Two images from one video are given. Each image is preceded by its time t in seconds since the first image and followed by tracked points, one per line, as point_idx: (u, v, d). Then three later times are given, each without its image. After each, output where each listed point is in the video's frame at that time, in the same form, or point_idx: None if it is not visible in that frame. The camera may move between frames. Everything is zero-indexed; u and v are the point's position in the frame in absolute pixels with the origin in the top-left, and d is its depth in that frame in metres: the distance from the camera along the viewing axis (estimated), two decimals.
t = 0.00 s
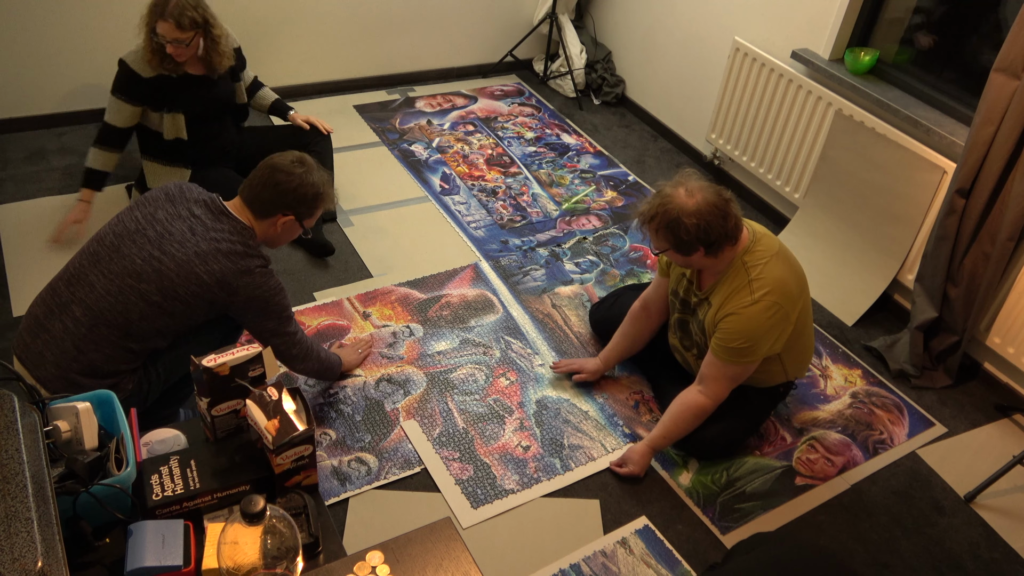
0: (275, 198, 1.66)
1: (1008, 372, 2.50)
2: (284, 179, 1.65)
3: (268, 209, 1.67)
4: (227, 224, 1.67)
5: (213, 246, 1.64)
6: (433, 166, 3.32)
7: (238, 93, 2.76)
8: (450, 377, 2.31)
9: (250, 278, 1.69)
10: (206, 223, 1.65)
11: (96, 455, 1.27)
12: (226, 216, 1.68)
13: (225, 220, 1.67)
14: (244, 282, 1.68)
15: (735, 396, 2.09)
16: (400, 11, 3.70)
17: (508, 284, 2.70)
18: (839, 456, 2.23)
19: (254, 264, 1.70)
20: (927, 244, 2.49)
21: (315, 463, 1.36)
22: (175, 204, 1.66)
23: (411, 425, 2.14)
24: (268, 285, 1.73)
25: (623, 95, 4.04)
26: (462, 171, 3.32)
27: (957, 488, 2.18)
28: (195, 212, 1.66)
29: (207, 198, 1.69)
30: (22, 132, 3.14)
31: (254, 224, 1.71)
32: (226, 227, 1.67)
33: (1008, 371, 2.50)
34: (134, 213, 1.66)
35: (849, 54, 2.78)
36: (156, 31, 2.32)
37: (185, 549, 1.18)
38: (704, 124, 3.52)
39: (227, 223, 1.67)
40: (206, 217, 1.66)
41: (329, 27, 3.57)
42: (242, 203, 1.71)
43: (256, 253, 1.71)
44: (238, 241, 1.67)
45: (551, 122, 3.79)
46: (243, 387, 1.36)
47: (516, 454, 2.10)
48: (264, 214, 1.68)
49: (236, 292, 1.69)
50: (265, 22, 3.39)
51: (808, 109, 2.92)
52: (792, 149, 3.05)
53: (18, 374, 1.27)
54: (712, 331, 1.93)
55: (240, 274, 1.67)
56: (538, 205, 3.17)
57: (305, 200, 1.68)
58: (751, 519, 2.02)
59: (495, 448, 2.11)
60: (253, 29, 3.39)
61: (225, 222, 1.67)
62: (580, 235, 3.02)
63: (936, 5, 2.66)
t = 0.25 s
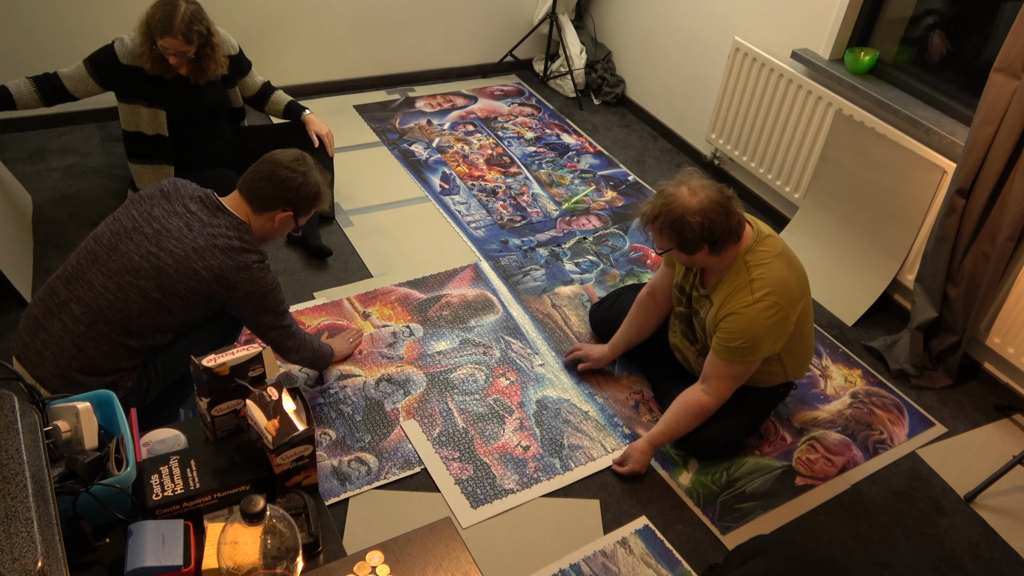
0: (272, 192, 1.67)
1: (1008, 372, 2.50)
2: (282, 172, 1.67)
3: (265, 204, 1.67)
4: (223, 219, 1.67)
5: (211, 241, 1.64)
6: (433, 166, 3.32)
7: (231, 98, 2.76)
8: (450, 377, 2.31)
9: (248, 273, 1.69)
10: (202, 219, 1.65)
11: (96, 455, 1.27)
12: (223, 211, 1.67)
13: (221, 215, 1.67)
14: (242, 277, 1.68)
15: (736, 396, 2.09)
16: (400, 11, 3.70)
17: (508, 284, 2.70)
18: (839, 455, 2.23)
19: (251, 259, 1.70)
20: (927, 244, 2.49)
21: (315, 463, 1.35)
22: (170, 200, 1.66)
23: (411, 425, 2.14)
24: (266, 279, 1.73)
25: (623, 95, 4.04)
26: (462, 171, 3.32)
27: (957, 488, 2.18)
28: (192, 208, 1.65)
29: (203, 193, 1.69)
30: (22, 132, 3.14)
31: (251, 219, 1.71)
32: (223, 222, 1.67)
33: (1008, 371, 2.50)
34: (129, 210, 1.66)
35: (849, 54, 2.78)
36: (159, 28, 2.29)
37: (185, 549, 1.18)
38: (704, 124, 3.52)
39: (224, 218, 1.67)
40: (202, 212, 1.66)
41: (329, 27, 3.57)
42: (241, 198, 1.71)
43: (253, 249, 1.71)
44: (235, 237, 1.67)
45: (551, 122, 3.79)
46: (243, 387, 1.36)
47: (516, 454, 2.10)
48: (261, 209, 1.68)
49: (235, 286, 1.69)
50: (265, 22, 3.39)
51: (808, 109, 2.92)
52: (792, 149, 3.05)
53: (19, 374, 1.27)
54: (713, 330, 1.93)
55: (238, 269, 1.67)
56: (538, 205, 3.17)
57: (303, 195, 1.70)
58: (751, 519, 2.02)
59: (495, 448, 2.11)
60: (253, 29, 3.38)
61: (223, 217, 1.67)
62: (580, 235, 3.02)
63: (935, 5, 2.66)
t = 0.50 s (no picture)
0: (279, 209, 1.63)
1: (1007, 372, 2.50)
2: (290, 189, 1.64)
3: (271, 220, 1.63)
4: (230, 239, 1.62)
5: (206, 260, 1.60)
6: (433, 166, 3.32)
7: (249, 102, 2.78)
8: (450, 377, 2.31)
9: (238, 299, 1.62)
10: (207, 235, 1.62)
11: (96, 455, 1.28)
12: (231, 229, 1.63)
13: (230, 235, 1.63)
14: (230, 302, 1.61)
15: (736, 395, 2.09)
16: (400, 11, 3.71)
17: (508, 285, 2.70)
18: (839, 456, 2.23)
19: (244, 285, 1.62)
20: (928, 243, 2.49)
21: (315, 463, 1.36)
22: (184, 214, 1.65)
23: (411, 425, 2.14)
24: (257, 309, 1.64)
25: (623, 95, 4.04)
26: (462, 171, 3.32)
27: (957, 488, 2.18)
28: (202, 224, 1.63)
29: (218, 211, 1.66)
30: (22, 132, 3.14)
31: (256, 237, 1.66)
32: (228, 243, 1.62)
33: (1007, 371, 2.50)
34: (143, 220, 1.67)
35: (849, 54, 2.78)
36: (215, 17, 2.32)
37: (185, 549, 1.18)
38: (704, 124, 3.52)
39: (231, 239, 1.63)
40: (209, 229, 1.63)
41: (329, 27, 3.57)
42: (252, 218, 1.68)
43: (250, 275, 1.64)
44: (235, 258, 1.61)
45: (551, 122, 3.79)
46: (243, 387, 1.35)
47: (515, 454, 2.10)
48: (268, 227, 1.64)
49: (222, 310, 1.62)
50: (266, 22, 3.40)
51: (808, 109, 2.92)
52: (792, 149, 3.05)
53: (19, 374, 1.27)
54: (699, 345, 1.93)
55: (226, 292, 1.60)
56: (538, 205, 3.17)
57: (310, 211, 1.63)
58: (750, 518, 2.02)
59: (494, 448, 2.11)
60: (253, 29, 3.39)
61: (228, 236, 1.63)
62: (580, 235, 3.02)
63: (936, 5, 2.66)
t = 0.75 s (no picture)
0: (253, 204, 1.60)
1: (1007, 372, 2.50)
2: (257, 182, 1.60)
3: (247, 218, 1.60)
4: (217, 237, 1.61)
5: (195, 261, 1.58)
6: (433, 166, 3.32)
7: (252, 107, 2.77)
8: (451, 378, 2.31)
9: (231, 296, 1.62)
10: (194, 237, 1.60)
11: (96, 455, 1.28)
12: (217, 228, 1.61)
13: (216, 233, 1.61)
14: (222, 300, 1.61)
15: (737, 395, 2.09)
16: (401, 11, 3.71)
17: (508, 284, 2.70)
18: (839, 456, 2.23)
19: (236, 281, 1.62)
20: (928, 244, 2.49)
21: (315, 463, 1.35)
22: (170, 215, 1.64)
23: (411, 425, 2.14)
24: (252, 304, 1.65)
25: (623, 95, 4.04)
26: (462, 171, 3.32)
27: (957, 488, 2.18)
28: (188, 224, 1.61)
29: (203, 209, 1.64)
30: (22, 132, 3.14)
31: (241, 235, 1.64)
32: (215, 241, 1.60)
33: (1008, 371, 2.50)
34: (131, 224, 1.66)
35: (849, 54, 2.78)
36: (212, 25, 2.37)
37: (185, 549, 1.18)
38: (704, 124, 3.52)
39: (217, 236, 1.61)
40: (197, 230, 1.61)
41: (329, 27, 3.57)
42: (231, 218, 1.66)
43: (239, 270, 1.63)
44: (224, 255, 1.60)
45: (551, 122, 3.79)
46: (243, 387, 1.35)
47: (516, 454, 2.10)
48: (249, 225, 1.61)
49: (216, 309, 1.62)
50: (265, 22, 3.39)
51: (808, 109, 2.91)
52: (792, 149, 3.05)
53: (19, 374, 1.27)
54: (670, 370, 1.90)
55: (220, 291, 1.60)
56: (538, 205, 3.17)
57: (279, 199, 1.60)
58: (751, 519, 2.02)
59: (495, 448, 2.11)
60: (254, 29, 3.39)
61: (215, 234, 1.61)
62: (580, 236, 3.02)
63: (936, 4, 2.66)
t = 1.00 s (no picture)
0: (266, 235, 1.57)
1: (1007, 372, 2.50)
2: (276, 214, 1.58)
3: (260, 248, 1.58)
4: (219, 260, 1.59)
5: (186, 278, 1.55)
6: (433, 166, 3.32)
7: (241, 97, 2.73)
8: (450, 377, 2.31)
9: (200, 324, 1.55)
10: (201, 253, 1.59)
11: (96, 455, 1.27)
12: (226, 250, 1.60)
13: (223, 255, 1.60)
14: (193, 324, 1.54)
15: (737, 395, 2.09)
16: (400, 11, 3.71)
17: (508, 285, 2.70)
18: (839, 456, 2.23)
19: (215, 311, 1.56)
20: (928, 244, 2.49)
21: (315, 463, 1.35)
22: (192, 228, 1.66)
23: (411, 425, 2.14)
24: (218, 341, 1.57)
25: (623, 95, 4.04)
26: (462, 171, 3.32)
27: (957, 488, 2.18)
28: (202, 240, 1.62)
29: (223, 231, 1.65)
30: (22, 132, 3.14)
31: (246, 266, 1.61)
32: (217, 263, 1.58)
33: (1007, 371, 2.50)
34: (155, 227, 1.68)
35: (849, 54, 2.78)
36: (185, 15, 2.35)
37: (185, 549, 1.18)
38: (704, 124, 3.52)
39: (222, 258, 1.59)
40: (206, 246, 1.61)
41: (329, 27, 3.57)
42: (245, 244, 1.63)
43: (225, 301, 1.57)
44: (216, 280, 1.56)
45: (551, 122, 3.79)
46: (243, 387, 1.35)
47: (516, 454, 2.10)
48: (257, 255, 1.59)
49: (180, 331, 1.55)
50: (265, 22, 3.39)
51: (808, 109, 2.91)
52: (792, 149, 3.05)
53: (19, 374, 1.27)
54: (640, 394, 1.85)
55: (195, 314, 1.54)
56: (538, 205, 3.17)
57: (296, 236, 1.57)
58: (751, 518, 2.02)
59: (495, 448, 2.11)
60: (254, 29, 3.39)
61: (220, 256, 1.59)
62: (580, 236, 3.02)
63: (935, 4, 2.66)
